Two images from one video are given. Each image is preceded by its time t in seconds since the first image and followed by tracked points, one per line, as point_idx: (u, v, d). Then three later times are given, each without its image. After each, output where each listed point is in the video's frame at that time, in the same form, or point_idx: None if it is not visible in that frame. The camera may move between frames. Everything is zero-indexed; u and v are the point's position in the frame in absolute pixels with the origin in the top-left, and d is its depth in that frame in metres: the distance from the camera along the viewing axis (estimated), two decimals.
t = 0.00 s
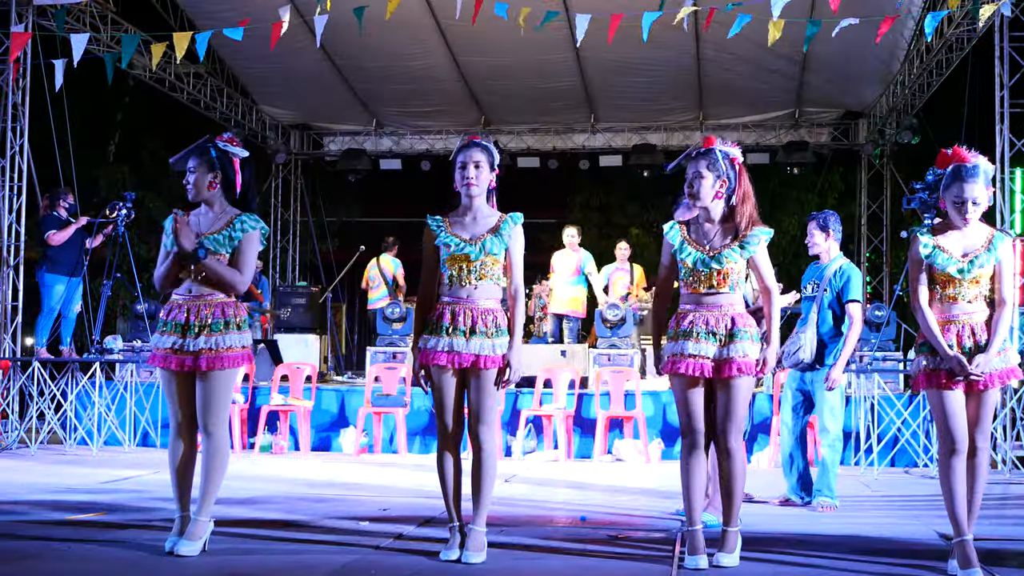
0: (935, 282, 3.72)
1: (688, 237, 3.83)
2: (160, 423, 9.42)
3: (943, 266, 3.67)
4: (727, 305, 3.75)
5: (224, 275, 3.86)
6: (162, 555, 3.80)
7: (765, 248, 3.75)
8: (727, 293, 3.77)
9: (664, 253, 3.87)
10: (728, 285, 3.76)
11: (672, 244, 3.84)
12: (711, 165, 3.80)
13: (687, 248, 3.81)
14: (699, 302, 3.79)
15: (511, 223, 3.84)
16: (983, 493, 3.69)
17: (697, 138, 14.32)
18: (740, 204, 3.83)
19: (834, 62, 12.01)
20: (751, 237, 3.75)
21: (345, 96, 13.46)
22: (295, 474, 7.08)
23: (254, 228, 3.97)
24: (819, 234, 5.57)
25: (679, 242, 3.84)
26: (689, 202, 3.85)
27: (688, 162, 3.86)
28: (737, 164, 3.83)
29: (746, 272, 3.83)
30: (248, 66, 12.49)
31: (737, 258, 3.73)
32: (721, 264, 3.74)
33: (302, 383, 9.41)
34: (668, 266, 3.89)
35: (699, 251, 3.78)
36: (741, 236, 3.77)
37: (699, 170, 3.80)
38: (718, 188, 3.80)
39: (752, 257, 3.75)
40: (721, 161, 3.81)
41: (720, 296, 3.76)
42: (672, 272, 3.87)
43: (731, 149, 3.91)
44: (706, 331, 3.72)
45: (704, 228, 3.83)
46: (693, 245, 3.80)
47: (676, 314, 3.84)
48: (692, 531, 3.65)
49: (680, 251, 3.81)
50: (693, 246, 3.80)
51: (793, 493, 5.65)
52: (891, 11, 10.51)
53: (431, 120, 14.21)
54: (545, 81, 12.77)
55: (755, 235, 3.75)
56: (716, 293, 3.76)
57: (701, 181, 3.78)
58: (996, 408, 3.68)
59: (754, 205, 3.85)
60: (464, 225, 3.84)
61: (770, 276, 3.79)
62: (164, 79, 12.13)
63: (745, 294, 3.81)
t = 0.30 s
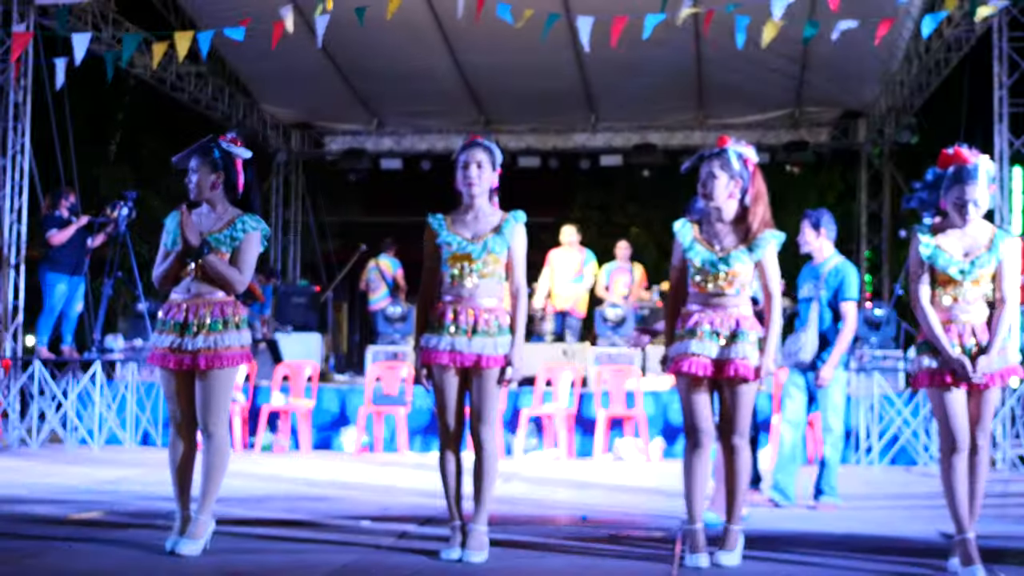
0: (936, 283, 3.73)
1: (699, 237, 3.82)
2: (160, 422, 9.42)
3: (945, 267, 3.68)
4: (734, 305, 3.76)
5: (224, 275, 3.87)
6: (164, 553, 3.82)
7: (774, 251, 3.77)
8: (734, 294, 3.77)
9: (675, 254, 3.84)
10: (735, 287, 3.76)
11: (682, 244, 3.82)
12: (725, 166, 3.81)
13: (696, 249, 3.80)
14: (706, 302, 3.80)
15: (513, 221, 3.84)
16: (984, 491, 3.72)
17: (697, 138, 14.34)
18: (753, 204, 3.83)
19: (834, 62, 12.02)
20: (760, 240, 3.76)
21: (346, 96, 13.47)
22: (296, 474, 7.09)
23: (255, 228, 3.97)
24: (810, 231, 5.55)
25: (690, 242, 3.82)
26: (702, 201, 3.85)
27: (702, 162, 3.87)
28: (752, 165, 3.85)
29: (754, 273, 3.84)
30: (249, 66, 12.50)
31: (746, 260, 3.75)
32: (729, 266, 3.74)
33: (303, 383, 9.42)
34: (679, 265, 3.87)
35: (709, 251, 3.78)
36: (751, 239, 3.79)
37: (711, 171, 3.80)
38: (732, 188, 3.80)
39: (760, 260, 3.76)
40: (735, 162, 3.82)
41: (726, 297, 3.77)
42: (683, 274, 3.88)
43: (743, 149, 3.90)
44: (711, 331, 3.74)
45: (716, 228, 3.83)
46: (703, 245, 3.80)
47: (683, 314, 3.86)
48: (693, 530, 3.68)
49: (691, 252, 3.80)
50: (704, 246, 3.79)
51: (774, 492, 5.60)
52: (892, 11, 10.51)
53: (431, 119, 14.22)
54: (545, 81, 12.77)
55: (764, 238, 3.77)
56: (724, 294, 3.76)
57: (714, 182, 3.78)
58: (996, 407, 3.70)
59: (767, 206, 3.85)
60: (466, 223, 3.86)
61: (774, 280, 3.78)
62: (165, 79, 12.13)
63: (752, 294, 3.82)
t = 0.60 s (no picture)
0: (938, 280, 3.72)
1: (702, 237, 3.81)
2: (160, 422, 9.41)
3: (947, 265, 3.66)
4: (737, 305, 3.75)
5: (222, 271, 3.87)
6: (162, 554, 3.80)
7: (777, 252, 3.75)
8: (737, 295, 3.75)
9: (679, 254, 3.84)
10: (738, 287, 3.74)
11: (686, 244, 3.82)
12: (730, 166, 3.80)
13: (699, 248, 3.79)
14: (709, 302, 3.78)
15: (513, 221, 3.83)
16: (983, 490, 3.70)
17: (697, 137, 14.35)
18: (756, 206, 3.82)
19: (834, 61, 12.02)
20: (763, 241, 3.75)
21: (345, 95, 13.47)
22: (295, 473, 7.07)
23: (254, 228, 3.96)
24: (802, 229, 5.56)
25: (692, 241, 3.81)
26: (705, 201, 3.84)
27: (706, 162, 3.87)
28: (755, 166, 3.84)
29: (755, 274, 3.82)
30: (249, 65, 12.48)
31: (749, 260, 3.73)
32: (732, 267, 3.73)
33: (302, 383, 9.41)
34: (681, 265, 3.87)
35: (712, 252, 3.77)
36: (754, 240, 3.77)
37: (715, 171, 3.79)
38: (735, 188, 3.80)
39: (763, 260, 3.75)
40: (739, 162, 3.80)
41: (728, 297, 3.76)
42: (687, 275, 3.88)
43: (747, 149, 3.89)
44: (713, 331, 3.72)
45: (718, 228, 3.83)
46: (706, 246, 3.79)
47: (685, 314, 3.84)
48: (693, 529, 3.66)
49: (693, 252, 3.79)
50: (706, 246, 3.78)
51: (782, 497, 5.53)
52: (892, 10, 10.49)
53: (431, 118, 14.21)
54: (545, 80, 12.77)
55: (767, 238, 3.76)
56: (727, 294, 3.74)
57: (718, 182, 3.78)
58: (997, 406, 3.68)
59: (771, 207, 3.84)
60: (466, 223, 3.84)
61: (778, 282, 3.78)
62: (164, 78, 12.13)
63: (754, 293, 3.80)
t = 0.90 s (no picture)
0: (937, 279, 3.73)
1: (703, 236, 3.82)
2: (159, 421, 9.40)
3: (946, 264, 3.65)
4: (739, 305, 3.75)
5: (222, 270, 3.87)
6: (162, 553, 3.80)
7: (778, 251, 3.76)
8: (739, 294, 3.76)
9: (680, 253, 3.85)
10: (741, 286, 3.75)
11: (687, 243, 3.83)
12: (731, 166, 3.81)
13: (700, 247, 3.80)
14: (710, 301, 3.79)
15: (513, 221, 3.83)
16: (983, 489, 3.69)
17: (696, 136, 14.38)
18: (758, 205, 3.84)
19: (833, 61, 12.05)
20: (765, 240, 3.75)
21: (345, 95, 13.50)
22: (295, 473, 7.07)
23: (252, 227, 3.97)
24: (792, 225, 5.53)
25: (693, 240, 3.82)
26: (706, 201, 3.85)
27: (707, 162, 3.88)
28: (756, 165, 3.85)
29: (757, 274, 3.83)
30: (249, 65, 12.49)
31: (751, 260, 3.73)
32: (734, 266, 3.73)
33: (302, 383, 9.41)
34: (682, 264, 3.88)
35: (714, 251, 3.77)
36: (755, 238, 3.78)
37: (716, 170, 3.81)
38: (736, 189, 3.81)
39: (765, 259, 3.75)
40: (740, 161, 3.82)
41: (728, 296, 3.76)
42: (687, 274, 3.88)
43: (748, 149, 3.90)
44: (714, 331, 3.72)
45: (720, 228, 3.84)
46: (706, 245, 3.79)
47: (686, 313, 3.84)
48: (693, 528, 3.66)
49: (693, 250, 3.80)
50: (707, 245, 3.79)
51: (781, 496, 5.52)
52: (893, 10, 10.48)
53: (431, 117, 14.22)
54: (545, 80, 12.79)
55: (769, 238, 3.76)
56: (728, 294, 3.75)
57: (719, 181, 3.79)
58: (996, 405, 3.68)
59: (772, 206, 3.87)
60: (466, 223, 3.85)
61: (779, 282, 3.78)
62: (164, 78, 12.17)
63: (755, 293, 3.81)
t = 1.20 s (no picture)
0: (938, 278, 3.73)
1: (703, 235, 3.82)
2: (159, 421, 9.40)
3: (947, 263, 3.65)
4: (738, 304, 3.75)
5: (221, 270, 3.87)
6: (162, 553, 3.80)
7: (777, 249, 3.76)
8: (738, 293, 3.76)
9: (679, 252, 3.86)
10: (740, 285, 3.75)
11: (687, 241, 3.83)
12: (731, 165, 3.81)
13: (699, 245, 3.80)
14: (709, 300, 3.79)
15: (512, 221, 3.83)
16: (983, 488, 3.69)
17: (696, 136, 14.38)
18: (757, 204, 3.84)
19: (833, 60, 12.04)
20: (764, 238, 3.75)
21: (345, 95, 13.50)
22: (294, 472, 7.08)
23: (249, 225, 3.96)
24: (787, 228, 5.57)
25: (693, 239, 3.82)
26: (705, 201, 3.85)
27: (707, 161, 3.87)
28: (755, 164, 3.84)
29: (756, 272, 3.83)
30: (249, 65, 12.50)
31: (750, 259, 3.73)
32: (733, 264, 3.73)
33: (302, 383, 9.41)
34: (681, 262, 3.88)
35: (713, 250, 3.78)
36: (755, 237, 3.78)
37: (716, 169, 3.80)
38: (735, 188, 3.81)
39: (764, 258, 3.74)
40: (740, 161, 3.81)
41: (727, 295, 3.76)
42: (686, 273, 3.88)
43: (748, 148, 3.89)
44: (713, 330, 3.72)
45: (720, 227, 3.84)
46: (705, 245, 3.80)
47: (686, 313, 3.84)
48: (693, 527, 3.66)
49: (693, 250, 3.81)
50: (706, 245, 3.79)
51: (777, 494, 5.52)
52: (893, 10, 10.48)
53: (431, 117, 14.22)
54: (545, 79, 12.79)
55: (769, 236, 3.76)
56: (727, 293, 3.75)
57: (718, 181, 3.79)
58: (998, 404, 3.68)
59: (772, 205, 3.87)
60: (466, 223, 3.85)
61: (779, 280, 3.78)
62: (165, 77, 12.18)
63: (754, 291, 3.81)
